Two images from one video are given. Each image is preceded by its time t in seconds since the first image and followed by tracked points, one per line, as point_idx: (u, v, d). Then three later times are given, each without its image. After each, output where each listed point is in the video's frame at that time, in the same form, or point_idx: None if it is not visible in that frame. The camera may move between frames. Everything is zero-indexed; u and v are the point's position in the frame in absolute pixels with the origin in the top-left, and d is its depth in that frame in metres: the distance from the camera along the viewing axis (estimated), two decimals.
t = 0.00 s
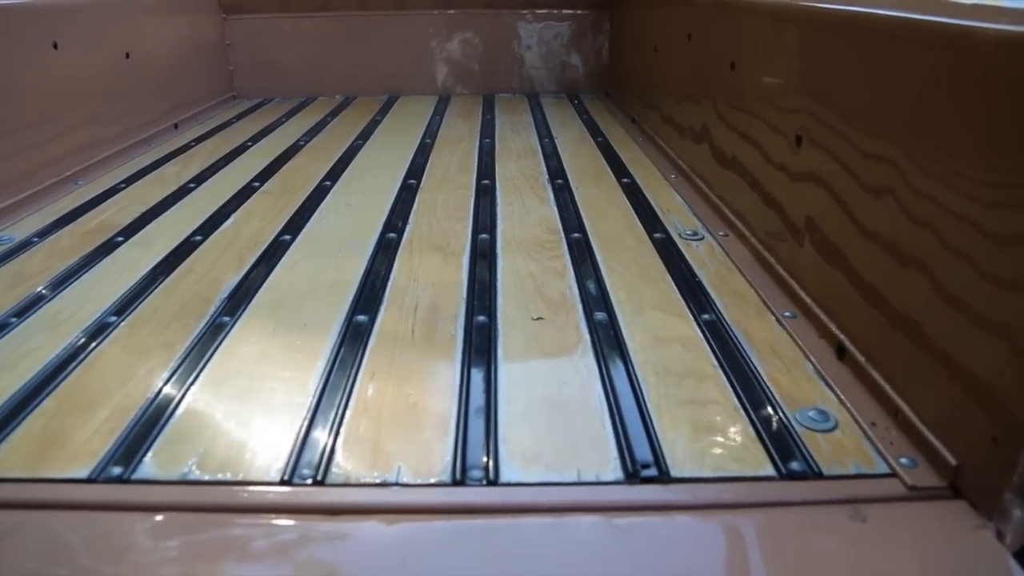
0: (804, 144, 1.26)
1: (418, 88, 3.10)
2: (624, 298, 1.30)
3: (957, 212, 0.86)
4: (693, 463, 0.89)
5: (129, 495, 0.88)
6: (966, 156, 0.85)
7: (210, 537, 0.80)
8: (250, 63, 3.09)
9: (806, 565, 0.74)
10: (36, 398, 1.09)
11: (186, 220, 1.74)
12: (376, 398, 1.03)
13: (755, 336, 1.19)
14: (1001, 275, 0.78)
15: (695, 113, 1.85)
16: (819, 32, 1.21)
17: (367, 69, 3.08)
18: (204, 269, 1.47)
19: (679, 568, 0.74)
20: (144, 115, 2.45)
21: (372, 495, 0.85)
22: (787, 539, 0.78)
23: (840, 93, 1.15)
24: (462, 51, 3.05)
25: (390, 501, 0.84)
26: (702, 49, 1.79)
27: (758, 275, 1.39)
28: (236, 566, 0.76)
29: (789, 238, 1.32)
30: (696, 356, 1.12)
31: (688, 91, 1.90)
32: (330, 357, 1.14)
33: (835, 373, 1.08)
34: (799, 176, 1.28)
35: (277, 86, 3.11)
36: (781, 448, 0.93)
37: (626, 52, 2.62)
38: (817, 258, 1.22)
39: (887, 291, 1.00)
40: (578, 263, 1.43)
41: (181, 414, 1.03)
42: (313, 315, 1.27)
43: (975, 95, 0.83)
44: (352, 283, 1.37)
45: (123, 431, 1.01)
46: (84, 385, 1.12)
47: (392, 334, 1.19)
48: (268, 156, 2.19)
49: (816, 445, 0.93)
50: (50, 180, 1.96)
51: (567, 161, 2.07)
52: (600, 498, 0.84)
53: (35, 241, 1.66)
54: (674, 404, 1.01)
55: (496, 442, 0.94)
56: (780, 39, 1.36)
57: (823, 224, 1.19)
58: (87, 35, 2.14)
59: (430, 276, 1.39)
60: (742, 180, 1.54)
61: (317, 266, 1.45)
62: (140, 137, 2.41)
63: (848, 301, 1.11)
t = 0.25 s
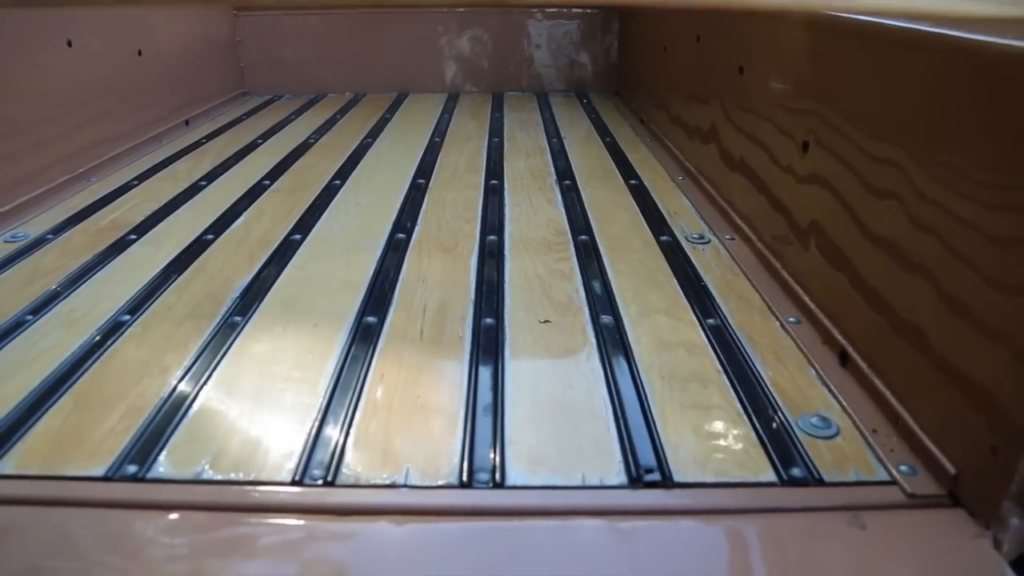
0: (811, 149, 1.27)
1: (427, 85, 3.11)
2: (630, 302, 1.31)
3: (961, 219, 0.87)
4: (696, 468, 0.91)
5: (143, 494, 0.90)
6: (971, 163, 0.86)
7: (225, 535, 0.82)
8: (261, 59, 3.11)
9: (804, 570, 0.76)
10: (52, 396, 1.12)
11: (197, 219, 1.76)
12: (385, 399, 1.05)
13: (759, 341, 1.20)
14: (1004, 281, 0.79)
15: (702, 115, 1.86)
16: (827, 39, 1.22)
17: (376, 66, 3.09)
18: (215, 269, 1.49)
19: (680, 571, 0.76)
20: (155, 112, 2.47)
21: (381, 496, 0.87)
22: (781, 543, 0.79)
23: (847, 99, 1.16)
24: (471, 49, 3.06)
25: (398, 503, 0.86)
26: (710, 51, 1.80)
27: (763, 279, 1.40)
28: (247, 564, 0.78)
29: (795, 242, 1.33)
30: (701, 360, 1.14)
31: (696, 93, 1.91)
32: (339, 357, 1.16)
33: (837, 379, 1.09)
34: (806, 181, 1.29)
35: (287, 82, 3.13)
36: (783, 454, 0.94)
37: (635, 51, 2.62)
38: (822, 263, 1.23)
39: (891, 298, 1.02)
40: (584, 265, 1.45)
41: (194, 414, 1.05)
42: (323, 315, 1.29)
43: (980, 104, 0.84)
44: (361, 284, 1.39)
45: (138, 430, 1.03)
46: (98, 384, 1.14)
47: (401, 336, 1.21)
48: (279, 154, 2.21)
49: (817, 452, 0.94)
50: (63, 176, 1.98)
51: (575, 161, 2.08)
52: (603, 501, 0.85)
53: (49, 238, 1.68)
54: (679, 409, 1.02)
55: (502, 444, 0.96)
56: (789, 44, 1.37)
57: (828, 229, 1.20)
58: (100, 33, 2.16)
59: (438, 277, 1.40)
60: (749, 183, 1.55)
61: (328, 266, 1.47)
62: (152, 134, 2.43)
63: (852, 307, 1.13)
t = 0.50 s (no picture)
0: (827, 160, 1.28)
1: (443, 88, 3.13)
2: (645, 311, 1.33)
3: (976, 228, 0.87)
4: (710, 481, 0.93)
5: (170, 500, 0.93)
6: (986, 176, 0.86)
7: (244, 542, 0.85)
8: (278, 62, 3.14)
9: None
10: (80, 401, 1.15)
11: (217, 223, 1.79)
12: (405, 408, 1.07)
13: (773, 352, 1.21)
14: (1018, 297, 0.79)
15: (718, 123, 1.87)
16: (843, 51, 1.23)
17: (393, 69, 3.11)
18: (236, 274, 1.52)
19: None
20: (175, 114, 2.50)
21: (400, 505, 0.89)
22: (793, 556, 0.81)
23: (863, 112, 1.16)
24: (487, 51, 3.07)
25: (417, 511, 0.88)
26: (727, 59, 1.81)
27: (778, 289, 1.41)
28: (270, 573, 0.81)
29: (810, 252, 1.34)
30: (715, 372, 1.15)
31: (712, 100, 1.91)
32: (359, 365, 1.19)
33: (851, 392, 1.10)
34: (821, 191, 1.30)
35: (304, 84, 3.16)
36: (796, 467, 0.96)
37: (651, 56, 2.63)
38: (837, 274, 1.23)
39: (907, 311, 1.02)
40: (600, 274, 1.46)
41: (218, 420, 1.07)
42: (342, 322, 1.31)
43: (993, 118, 0.84)
44: (380, 291, 1.41)
45: (164, 436, 1.06)
46: (124, 390, 1.17)
47: (420, 344, 1.23)
48: (297, 158, 2.24)
49: (830, 465, 0.96)
50: (86, 180, 2.02)
51: (591, 166, 2.09)
52: (618, 513, 0.87)
53: (73, 242, 1.72)
54: (693, 421, 1.04)
55: (520, 453, 0.98)
56: (805, 54, 1.38)
57: (844, 240, 1.21)
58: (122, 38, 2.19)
59: (456, 285, 1.42)
60: (764, 192, 1.56)
61: (347, 273, 1.49)
62: (172, 136, 2.47)
63: (866, 320, 1.13)
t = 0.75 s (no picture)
0: (848, 165, 1.28)
1: (461, 88, 3.14)
2: (665, 315, 1.33)
3: (998, 232, 0.88)
4: (730, 485, 0.93)
5: (199, 501, 0.95)
6: (1008, 183, 0.86)
7: (269, 542, 0.87)
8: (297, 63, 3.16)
9: None
10: (109, 401, 1.17)
11: (240, 225, 1.81)
12: (428, 410, 1.09)
13: (793, 357, 1.22)
14: None
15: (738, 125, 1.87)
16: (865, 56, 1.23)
17: (411, 69, 3.13)
18: (260, 276, 1.54)
19: None
20: (197, 116, 2.53)
21: (425, 506, 0.91)
22: (813, 562, 0.82)
23: (885, 117, 1.16)
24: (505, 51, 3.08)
25: (441, 513, 0.89)
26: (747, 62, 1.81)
27: (797, 293, 1.41)
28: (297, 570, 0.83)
29: (830, 256, 1.34)
30: (735, 376, 1.16)
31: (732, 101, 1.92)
32: (383, 367, 1.20)
33: (871, 398, 1.11)
34: (842, 195, 1.30)
35: (323, 85, 3.18)
36: (816, 471, 0.96)
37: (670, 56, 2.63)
38: (858, 279, 1.24)
39: (928, 317, 1.02)
40: (620, 276, 1.47)
41: (245, 421, 1.10)
42: (365, 324, 1.33)
43: (1016, 126, 0.85)
44: (402, 293, 1.43)
45: (192, 436, 1.08)
46: (152, 391, 1.19)
47: (442, 346, 1.25)
48: (317, 159, 2.26)
49: (850, 471, 0.96)
50: (110, 181, 2.05)
51: (610, 167, 2.10)
52: (640, 517, 0.88)
53: (100, 243, 1.75)
54: (713, 425, 1.05)
55: (542, 455, 0.99)
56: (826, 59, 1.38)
57: (864, 245, 1.22)
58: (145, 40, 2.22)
59: (477, 287, 1.44)
60: (784, 195, 1.56)
61: (369, 275, 1.51)
62: (194, 138, 2.50)
63: (887, 325, 1.14)
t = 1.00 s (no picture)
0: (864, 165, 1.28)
1: (474, 86, 3.15)
2: (680, 314, 1.34)
3: (1016, 232, 0.87)
4: (745, 484, 0.94)
5: (218, 496, 0.96)
6: None
7: (286, 537, 0.89)
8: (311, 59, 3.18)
9: None
10: (128, 397, 1.19)
11: (256, 222, 1.82)
12: (444, 408, 1.10)
13: (808, 356, 1.22)
14: None
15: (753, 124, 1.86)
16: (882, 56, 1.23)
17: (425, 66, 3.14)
18: (276, 273, 1.55)
19: None
20: (212, 112, 2.55)
21: (441, 503, 0.92)
22: (828, 562, 0.82)
23: (902, 117, 1.16)
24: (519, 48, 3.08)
25: (457, 510, 0.90)
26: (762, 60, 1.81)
27: (812, 293, 1.41)
28: (315, 564, 0.84)
29: (845, 256, 1.34)
30: (749, 376, 1.16)
31: (747, 99, 1.91)
32: (399, 364, 1.21)
33: (886, 398, 1.11)
34: (857, 195, 1.30)
35: (337, 82, 3.20)
36: (831, 471, 0.97)
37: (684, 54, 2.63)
38: (873, 279, 1.24)
39: (944, 318, 1.02)
40: (634, 275, 1.48)
41: (263, 417, 1.11)
42: (381, 322, 1.34)
43: None
44: (417, 290, 1.44)
45: (210, 432, 1.09)
46: (170, 386, 1.21)
47: (457, 344, 1.26)
48: (331, 156, 2.27)
49: (865, 471, 0.97)
50: (127, 177, 2.07)
51: (623, 165, 2.10)
52: (654, 515, 0.89)
53: (117, 239, 1.77)
54: (728, 424, 1.05)
55: (557, 452, 1.00)
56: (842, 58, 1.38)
57: (880, 245, 1.22)
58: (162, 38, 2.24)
59: (492, 285, 1.45)
60: (799, 195, 1.56)
61: (384, 272, 1.52)
62: (210, 134, 2.51)
63: (902, 325, 1.14)
